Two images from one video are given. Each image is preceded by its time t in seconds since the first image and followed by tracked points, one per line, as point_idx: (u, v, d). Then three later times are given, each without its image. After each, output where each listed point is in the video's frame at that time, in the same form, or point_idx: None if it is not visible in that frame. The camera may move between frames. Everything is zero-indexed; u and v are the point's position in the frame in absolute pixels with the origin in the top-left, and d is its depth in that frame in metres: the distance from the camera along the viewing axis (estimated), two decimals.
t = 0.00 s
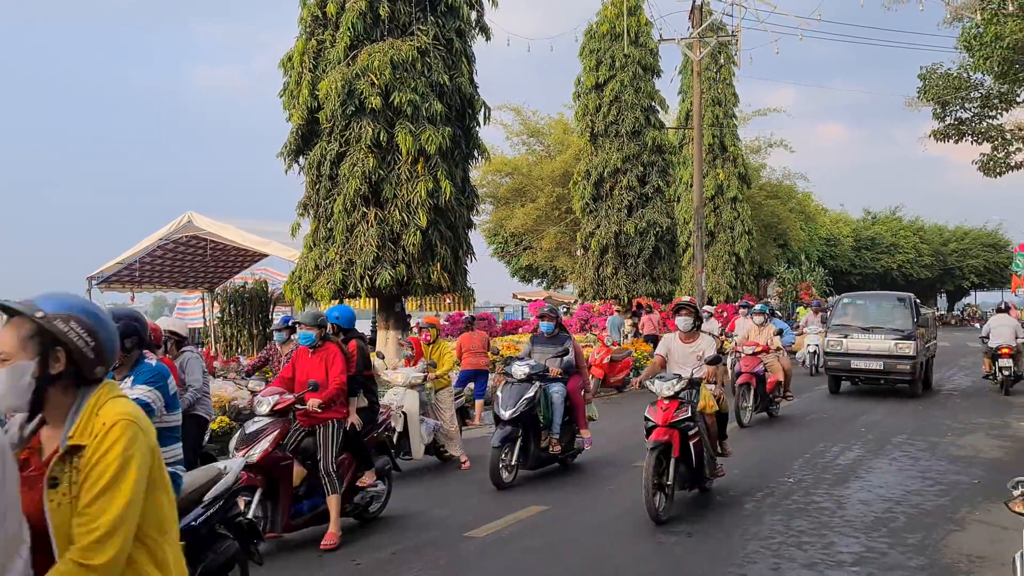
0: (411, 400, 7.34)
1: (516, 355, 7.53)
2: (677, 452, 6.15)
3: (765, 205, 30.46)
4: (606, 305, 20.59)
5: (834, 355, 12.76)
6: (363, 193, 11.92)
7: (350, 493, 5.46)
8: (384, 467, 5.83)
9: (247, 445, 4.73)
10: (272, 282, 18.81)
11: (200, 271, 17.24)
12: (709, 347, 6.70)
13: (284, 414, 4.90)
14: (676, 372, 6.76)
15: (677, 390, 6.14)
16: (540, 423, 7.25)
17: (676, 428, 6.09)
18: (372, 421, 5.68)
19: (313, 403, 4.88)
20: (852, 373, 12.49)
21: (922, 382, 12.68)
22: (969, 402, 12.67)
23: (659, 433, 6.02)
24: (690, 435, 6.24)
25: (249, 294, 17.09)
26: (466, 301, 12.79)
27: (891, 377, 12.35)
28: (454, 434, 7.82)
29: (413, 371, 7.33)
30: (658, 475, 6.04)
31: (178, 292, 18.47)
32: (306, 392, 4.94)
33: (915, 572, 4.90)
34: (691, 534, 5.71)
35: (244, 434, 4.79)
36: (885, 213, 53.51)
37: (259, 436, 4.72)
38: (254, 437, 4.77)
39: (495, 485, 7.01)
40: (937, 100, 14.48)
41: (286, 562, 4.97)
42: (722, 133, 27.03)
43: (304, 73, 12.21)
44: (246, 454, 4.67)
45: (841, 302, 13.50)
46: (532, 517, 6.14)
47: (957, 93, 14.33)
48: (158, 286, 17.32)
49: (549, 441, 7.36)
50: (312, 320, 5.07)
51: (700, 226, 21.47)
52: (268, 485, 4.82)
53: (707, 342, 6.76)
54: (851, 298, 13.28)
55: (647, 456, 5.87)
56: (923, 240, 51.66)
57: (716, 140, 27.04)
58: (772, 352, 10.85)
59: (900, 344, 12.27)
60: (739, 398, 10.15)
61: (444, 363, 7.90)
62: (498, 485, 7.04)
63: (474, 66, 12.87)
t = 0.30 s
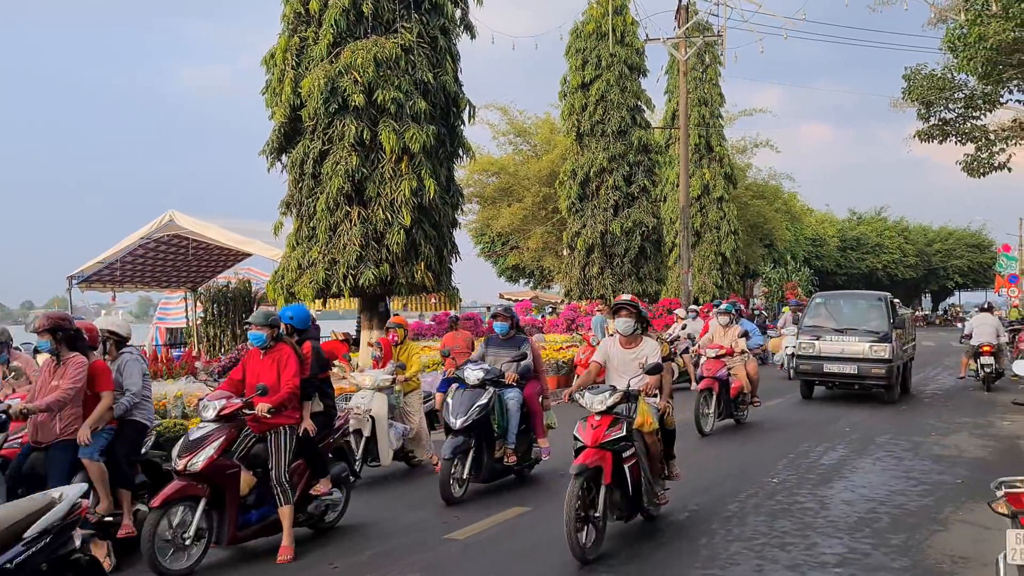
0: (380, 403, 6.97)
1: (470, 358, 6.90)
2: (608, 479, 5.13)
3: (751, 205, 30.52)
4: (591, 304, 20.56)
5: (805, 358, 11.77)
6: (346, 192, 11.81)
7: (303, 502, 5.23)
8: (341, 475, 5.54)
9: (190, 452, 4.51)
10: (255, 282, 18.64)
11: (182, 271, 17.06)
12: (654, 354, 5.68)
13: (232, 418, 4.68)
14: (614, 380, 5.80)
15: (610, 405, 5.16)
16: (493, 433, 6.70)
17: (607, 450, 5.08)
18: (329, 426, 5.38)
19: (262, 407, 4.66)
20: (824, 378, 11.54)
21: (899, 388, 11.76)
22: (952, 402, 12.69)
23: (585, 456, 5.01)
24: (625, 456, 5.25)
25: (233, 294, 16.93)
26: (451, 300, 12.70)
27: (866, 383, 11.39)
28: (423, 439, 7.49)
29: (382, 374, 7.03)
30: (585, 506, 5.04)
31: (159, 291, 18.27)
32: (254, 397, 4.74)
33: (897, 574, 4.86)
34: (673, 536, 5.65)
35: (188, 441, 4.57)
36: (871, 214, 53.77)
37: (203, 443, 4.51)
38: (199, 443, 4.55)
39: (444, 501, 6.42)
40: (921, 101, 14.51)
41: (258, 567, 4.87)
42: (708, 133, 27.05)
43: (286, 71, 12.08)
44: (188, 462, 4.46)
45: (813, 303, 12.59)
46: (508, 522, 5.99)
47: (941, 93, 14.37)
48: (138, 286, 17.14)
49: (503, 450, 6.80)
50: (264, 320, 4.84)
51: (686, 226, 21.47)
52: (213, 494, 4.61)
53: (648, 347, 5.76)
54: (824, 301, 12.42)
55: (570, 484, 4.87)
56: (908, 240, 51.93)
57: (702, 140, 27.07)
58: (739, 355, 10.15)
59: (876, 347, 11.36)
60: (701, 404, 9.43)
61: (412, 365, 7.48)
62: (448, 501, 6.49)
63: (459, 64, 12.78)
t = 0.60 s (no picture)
0: (354, 406, 6.73)
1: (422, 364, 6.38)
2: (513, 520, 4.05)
3: (743, 205, 30.50)
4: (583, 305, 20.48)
5: (781, 363, 11.05)
6: (334, 191, 11.70)
7: (258, 513, 5.05)
8: (299, 484, 5.35)
9: (134, 461, 4.33)
10: (245, 282, 18.50)
11: (170, 271, 16.92)
12: (583, 364, 4.62)
13: (177, 425, 4.54)
14: (535, 397, 4.73)
15: (519, 428, 4.10)
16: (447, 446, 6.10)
17: (514, 486, 4.03)
18: (285, 433, 5.18)
19: (210, 413, 4.52)
20: (802, 384, 10.81)
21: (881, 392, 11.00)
22: (943, 402, 12.66)
23: (486, 491, 3.97)
24: (537, 491, 4.16)
25: (222, 294, 16.80)
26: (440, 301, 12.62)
27: (845, 389, 10.63)
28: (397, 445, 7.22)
29: (355, 378, 6.79)
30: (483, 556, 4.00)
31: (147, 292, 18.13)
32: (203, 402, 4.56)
33: None
34: (660, 539, 5.56)
35: (132, 450, 4.39)
36: (864, 214, 53.83)
37: (146, 452, 4.34)
38: (142, 453, 4.36)
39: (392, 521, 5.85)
40: (913, 101, 14.48)
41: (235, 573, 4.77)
42: (701, 133, 27.02)
43: (274, 69, 11.97)
44: (131, 472, 4.27)
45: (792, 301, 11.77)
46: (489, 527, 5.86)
47: (933, 94, 14.34)
48: (126, 286, 16.99)
49: (459, 463, 6.15)
50: (215, 322, 4.67)
51: (679, 226, 21.42)
52: (157, 505, 4.39)
53: (578, 356, 4.67)
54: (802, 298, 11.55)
55: (461, 530, 3.90)
56: (900, 241, 52.02)
57: (695, 140, 27.04)
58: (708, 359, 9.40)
59: (856, 351, 10.55)
60: (663, 412, 8.77)
61: (388, 370, 7.41)
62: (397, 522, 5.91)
63: (449, 62, 12.69)
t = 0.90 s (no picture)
0: (325, 410, 6.63)
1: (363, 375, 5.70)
2: None
3: (737, 206, 30.48)
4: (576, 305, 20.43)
5: (758, 368, 10.44)
6: (323, 191, 11.61)
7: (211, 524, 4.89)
8: (255, 493, 5.30)
9: (73, 471, 4.18)
10: (235, 282, 18.40)
11: (158, 272, 16.81)
12: (468, 379, 3.80)
13: (122, 433, 4.42)
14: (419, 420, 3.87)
15: (374, 462, 3.23)
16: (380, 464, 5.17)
17: (360, 540, 3.13)
18: (238, 440, 5.16)
19: (154, 419, 4.37)
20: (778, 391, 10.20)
21: (862, 400, 10.42)
22: (935, 403, 12.62)
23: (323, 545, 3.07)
24: (394, 545, 3.28)
25: (211, 295, 16.71)
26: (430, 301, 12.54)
27: (824, 396, 10.03)
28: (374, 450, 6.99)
29: (327, 380, 6.74)
30: None
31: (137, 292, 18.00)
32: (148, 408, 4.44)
33: None
34: (643, 544, 5.48)
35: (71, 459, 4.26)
36: (858, 214, 53.87)
37: (86, 460, 4.21)
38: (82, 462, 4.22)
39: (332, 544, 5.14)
40: (906, 101, 14.44)
41: None
42: (694, 133, 26.99)
43: (262, 68, 11.88)
44: (69, 482, 4.13)
45: (769, 301, 11.14)
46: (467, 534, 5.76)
47: (926, 94, 14.30)
48: (114, 286, 16.86)
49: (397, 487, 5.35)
50: (162, 324, 4.52)
51: (672, 227, 21.37)
52: (98, 516, 4.25)
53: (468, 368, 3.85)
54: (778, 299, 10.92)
55: None
56: (895, 241, 52.07)
57: (688, 141, 27.00)
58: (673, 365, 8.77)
59: (836, 356, 9.96)
60: (622, 423, 8.22)
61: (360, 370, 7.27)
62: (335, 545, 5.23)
63: (439, 61, 12.61)
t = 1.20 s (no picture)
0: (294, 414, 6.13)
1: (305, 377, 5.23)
2: None
3: (730, 206, 30.46)
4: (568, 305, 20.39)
5: (729, 373, 9.74)
6: (310, 189, 11.53)
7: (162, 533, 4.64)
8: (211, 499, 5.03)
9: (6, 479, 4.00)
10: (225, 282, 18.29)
11: (146, 271, 16.70)
12: (280, 399, 3.00)
13: (59, 438, 4.31)
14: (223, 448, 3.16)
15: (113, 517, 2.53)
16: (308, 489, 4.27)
17: None
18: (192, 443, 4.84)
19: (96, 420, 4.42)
20: (751, 397, 9.52)
21: (842, 406, 9.73)
22: (926, 402, 12.57)
23: None
24: None
25: (200, 295, 16.60)
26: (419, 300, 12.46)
27: (801, 403, 9.33)
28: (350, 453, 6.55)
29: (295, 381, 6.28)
30: None
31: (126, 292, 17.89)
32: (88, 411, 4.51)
33: None
34: (623, 544, 5.40)
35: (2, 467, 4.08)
36: (852, 215, 53.92)
37: (21, 467, 4.05)
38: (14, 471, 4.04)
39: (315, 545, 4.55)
40: (898, 100, 14.40)
41: None
42: (687, 133, 26.96)
43: (248, 65, 11.80)
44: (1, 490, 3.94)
45: (741, 301, 10.44)
46: (444, 534, 5.67)
47: (918, 93, 14.25)
48: (103, 286, 16.76)
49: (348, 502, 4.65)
50: (106, 324, 4.66)
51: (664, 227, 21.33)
52: (33, 526, 4.06)
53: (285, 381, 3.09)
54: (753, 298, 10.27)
55: None
56: (889, 242, 52.10)
57: (681, 140, 26.97)
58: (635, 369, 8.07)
59: (813, 359, 9.26)
60: (575, 433, 7.55)
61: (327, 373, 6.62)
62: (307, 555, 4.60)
63: (428, 59, 12.53)
